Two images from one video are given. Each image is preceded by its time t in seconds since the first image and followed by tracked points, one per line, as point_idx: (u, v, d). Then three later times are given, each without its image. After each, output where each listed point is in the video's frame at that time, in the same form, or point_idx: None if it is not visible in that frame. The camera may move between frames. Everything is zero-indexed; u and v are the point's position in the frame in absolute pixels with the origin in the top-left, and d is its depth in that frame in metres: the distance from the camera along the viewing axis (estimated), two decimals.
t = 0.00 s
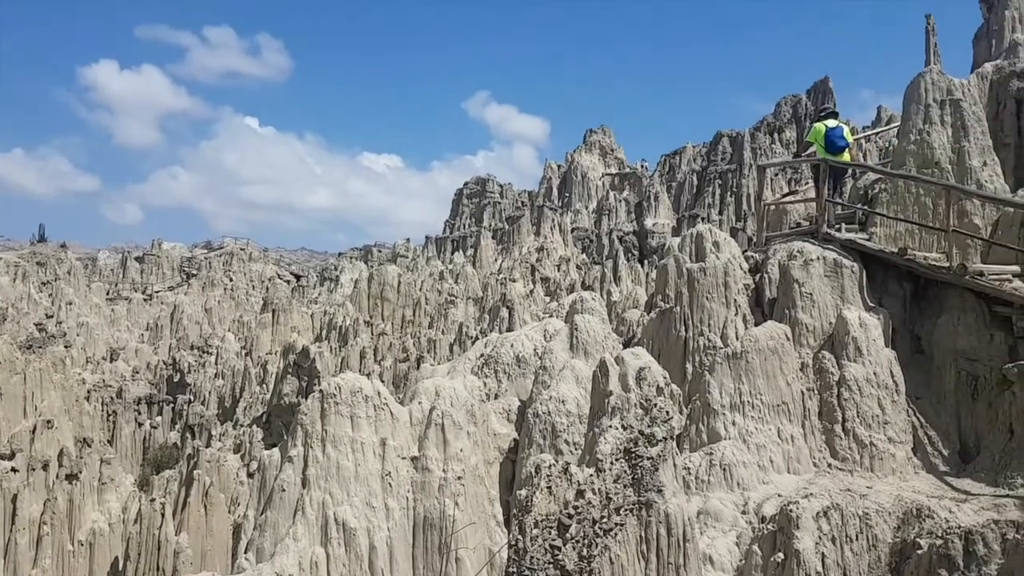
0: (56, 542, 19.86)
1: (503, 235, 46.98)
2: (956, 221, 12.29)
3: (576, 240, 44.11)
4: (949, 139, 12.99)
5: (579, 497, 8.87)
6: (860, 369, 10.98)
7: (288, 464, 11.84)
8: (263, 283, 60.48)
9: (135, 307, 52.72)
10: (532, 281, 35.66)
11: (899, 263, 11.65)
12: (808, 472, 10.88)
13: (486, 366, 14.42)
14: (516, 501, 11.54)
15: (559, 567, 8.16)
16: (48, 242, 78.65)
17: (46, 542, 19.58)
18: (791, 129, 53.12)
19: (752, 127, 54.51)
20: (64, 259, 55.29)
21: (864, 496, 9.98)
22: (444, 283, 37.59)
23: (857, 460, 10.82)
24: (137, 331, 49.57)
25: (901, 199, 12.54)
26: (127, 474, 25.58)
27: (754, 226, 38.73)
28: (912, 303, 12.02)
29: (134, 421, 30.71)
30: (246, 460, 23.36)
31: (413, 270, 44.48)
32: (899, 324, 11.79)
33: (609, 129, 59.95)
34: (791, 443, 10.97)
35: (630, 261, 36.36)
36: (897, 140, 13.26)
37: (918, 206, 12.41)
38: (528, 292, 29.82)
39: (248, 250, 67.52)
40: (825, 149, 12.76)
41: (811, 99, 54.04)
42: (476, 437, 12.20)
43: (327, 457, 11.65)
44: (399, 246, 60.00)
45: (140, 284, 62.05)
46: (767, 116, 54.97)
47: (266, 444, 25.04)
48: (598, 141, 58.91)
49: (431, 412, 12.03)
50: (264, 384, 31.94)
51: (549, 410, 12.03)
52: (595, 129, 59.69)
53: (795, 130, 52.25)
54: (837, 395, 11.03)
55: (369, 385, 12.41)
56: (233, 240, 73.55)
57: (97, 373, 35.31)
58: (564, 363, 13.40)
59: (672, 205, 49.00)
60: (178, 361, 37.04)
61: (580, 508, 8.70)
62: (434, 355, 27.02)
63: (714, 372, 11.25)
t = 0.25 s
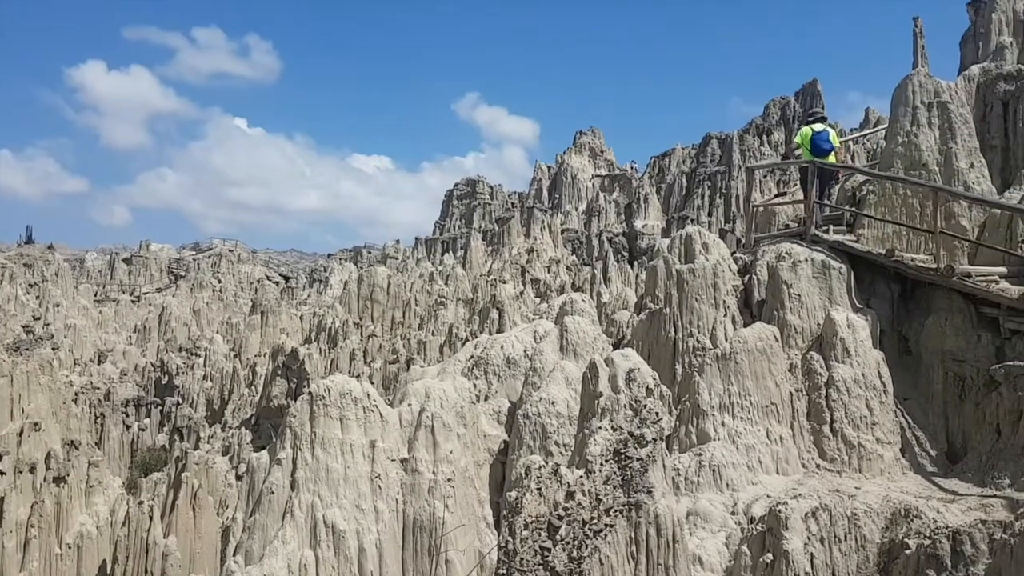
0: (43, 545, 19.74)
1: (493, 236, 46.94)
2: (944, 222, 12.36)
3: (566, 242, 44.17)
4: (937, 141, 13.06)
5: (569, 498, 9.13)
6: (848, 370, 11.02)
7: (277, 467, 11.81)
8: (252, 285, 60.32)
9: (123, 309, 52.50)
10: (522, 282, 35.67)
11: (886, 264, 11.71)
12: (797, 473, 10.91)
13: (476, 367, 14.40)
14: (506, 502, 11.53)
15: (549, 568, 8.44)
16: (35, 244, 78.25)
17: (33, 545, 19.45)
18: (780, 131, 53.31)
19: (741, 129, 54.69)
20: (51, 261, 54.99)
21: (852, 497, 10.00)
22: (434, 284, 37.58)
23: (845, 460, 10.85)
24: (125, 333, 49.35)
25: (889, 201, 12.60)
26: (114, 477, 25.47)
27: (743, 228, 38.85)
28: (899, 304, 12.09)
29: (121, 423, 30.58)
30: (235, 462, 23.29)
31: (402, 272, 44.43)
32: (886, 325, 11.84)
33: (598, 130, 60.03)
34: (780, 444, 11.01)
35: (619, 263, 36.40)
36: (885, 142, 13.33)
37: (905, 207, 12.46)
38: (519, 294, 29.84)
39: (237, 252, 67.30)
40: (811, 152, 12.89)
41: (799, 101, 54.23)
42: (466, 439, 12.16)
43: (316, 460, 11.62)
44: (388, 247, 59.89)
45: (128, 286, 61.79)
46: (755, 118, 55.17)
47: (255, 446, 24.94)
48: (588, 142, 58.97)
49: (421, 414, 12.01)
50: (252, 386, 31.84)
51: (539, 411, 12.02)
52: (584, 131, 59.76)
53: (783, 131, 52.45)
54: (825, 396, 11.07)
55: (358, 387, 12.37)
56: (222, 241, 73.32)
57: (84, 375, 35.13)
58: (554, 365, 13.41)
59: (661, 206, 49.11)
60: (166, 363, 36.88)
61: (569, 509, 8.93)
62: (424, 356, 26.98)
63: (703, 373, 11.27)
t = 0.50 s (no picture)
0: (29, 548, 19.62)
1: (482, 236, 46.89)
2: (930, 220, 12.42)
3: (555, 241, 44.19)
4: (923, 140, 13.12)
5: (557, 498, 9.08)
6: (835, 368, 11.06)
7: (264, 467, 11.77)
8: (239, 285, 60.12)
9: (109, 309, 52.22)
10: (511, 282, 35.67)
11: (873, 263, 11.76)
12: (784, 471, 10.95)
13: (465, 367, 14.38)
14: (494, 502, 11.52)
15: (538, 567, 8.40)
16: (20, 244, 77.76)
17: (20, 548, 19.34)
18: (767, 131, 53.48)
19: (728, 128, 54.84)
20: (36, 262, 54.63)
21: (839, 495, 10.04)
22: (422, 284, 37.53)
23: (832, 458, 10.90)
24: (111, 334, 49.08)
25: (875, 200, 12.66)
26: (101, 478, 25.32)
27: (731, 227, 38.97)
28: (885, 302, 12.15)
29: (108, 425, 30.44)
30: (223, 463, 23.19)
31: (391, 271, 44.35)
32: (872, 324, 11.89)
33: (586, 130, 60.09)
34: (767, 442, 11.04)
35: (607, 262, 36.44)
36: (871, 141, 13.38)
37: (891, 206, 12.52)
38: (507, 293, 29.84)
39: (224, 252, 67.03)
40: (795, 146, 13.00)
41: (786, 101, 54.40)
42: (454, 439, 12.15)
43: (304, 460, 11.58)
44: (377, 246, 59.78)
45: (114, 287, 61.48)
46: (743, 118, 55.34)
47: (242, 447, 24.82)
48: (576, 142, 59.00)
49: (409, 414, 11.98)
50: (240, 387, 31.73)
51: (528, 410, 12.02)
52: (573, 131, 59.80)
53: (770, 131, 52.63)
54: (812, 394, 11.11)
55: (346, 387, 12.34)
56: (209, 241, 73.03)
57: (70, 376, 34.92)
58: (543, 364, 13.41)
59: (650, 206, 49.19)
60: (153, 364, 36.71)
61: (558, 508, 8.88)
62: (413, 356, 26.93)
63: (691, 372, 11.29)
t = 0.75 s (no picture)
0: (20, 550, 19.55)
1: (474, 236, 46.87)
2: (920, 220, 12.47)
3: (547, 241, 44.21)
4: (913, 140, 13.16)
5: (549, 497, 8.87)
6: (826, 368, 11.09)
7: (256, 469, 11.74)
8: (230, 286, 59.99)
9: (100, 310, 52.06)
10: (503, 282, 35.69)
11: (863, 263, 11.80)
12: (776, 470, 10.98)
13: (457, 368, 14.36)
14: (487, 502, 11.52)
15: (530, 568, 8.31)
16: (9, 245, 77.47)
17: (10, 550, 19.27)
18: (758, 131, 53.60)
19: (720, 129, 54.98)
20: (26, 263, 54.41)
21: (830, 494, 10.08)
22: (415, 284, 37.51)
23: (823, 457, 10.95)
24: (102, 335, 48.92)
25: (865, 200, 12.70)
26: (92, 480, 25.22)
27: (722, 227, 39.06)
28: (876, 302, 12.19)
29: (99, 426, 30.33)
30: (214, 464, 23.14)
31: (383, 272, 44.31)
32: (863, 323, 11.93)
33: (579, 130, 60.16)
34: (759, 442, 11.06)
35: (600, 262, 36.49)
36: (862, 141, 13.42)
37: (882, 206, 12.56)
38: (500, 294, 29.85)
39: (215, 253, 66.87)
40: (786, 145, 13.09)
41: (777, 101, 54.52)
42: (447, 439, 12.14)
43: (296, 462, 11.56)
44: (369, 247, 59.72)
45: (105, 288, 61.29)
46: (734, 118, 55.48)
47: (234, 448, 24.75)
48: (568, 142, 59.05)
49: (401, 415, 11.96)
50: (231, 388, 31.67)
51: (520, 411, 12.02)
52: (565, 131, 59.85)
53: (761, 131, 52.78)
54: (803, 393, 11.14)
55: (338, 388, 12.31)
56: (200, 242, 72.86)
57: (61, 378, 34.79)
58: (535, 365, 13.41)
59: (642, 206, 49.26)
60: (144, 365, 36.59)
61: (551, 508, 8.75)
62: (405, 357, 26.91)
63: (683, 372, 11.30)
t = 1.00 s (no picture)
0: (7, 552, 19.43)
1: (464, 236, 46.83)
2: (907, 220, 12.53)
3: (536, 241, 44.23)
4: (900, 140, 13.23)
5: (539, 497, 8.80)
6: (814, 367, 11.14)
7: (244, 470, 11.70)
8: (218, 286, 59.78)
9: (87, 311, 51.81)
10: (493, 282, 35.69)
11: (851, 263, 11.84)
12: (764, 469, 11.01)
13: (446, 368, 14.34)
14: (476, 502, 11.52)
15: (519, 568, 8.25)
16: None
17: None
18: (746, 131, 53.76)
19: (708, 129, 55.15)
20: (13, 263, 54.08)
21: (818, 493, 10.12)
22: (404, 284, 37.47)
23: (811, 456, 10.99)
24: (89, 335, 48.67)
25: (853, 200, 12.75)
26: (79, 481, 25.08)
27: (711, 227, 39.18)
28: (863, 301, 12.25)
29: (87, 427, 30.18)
30: (202, 465, 23.05)
31: (372, 272, 44.24)
32: (851, 322, 11.97)
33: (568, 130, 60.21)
34: (747, 441, 11.09)
35: (589, 262, 36.52)
36: (849, 141, 13.48)
37: (869, 206, 12.61)
38: (489, 293, 29.84)
39: (203, 253, 66.62)
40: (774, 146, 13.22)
41: (765, 102, 54.70)
42: (436, 439, 12.13)
43: (284, 462, 11.52)
44: (358, 247, 59.61)
45: (92, 288, 61.00)
46: (723, 118, 55.64)
47: (222, 449, 24.66)
48: (558, 142, 59.09)
49: (390, 415, 11.94)
50: (220, 389, 31.56)
51: (510, 411, 12.01)
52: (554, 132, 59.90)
53: (750, 132, 52.96)
54: (791, 393, 11.17)
55: (327, 388, 12.27)
56: (188, 242, 72.57)
57: (49, 379, 34.60)
58: (524, 365, 13.41)
59: (631, 206, 49.35)
60: (132, 365, 36.43)
61: (540, 508, 8.67)
62: (395, 357, 26.88)
63: (671, 372, 11.32)
